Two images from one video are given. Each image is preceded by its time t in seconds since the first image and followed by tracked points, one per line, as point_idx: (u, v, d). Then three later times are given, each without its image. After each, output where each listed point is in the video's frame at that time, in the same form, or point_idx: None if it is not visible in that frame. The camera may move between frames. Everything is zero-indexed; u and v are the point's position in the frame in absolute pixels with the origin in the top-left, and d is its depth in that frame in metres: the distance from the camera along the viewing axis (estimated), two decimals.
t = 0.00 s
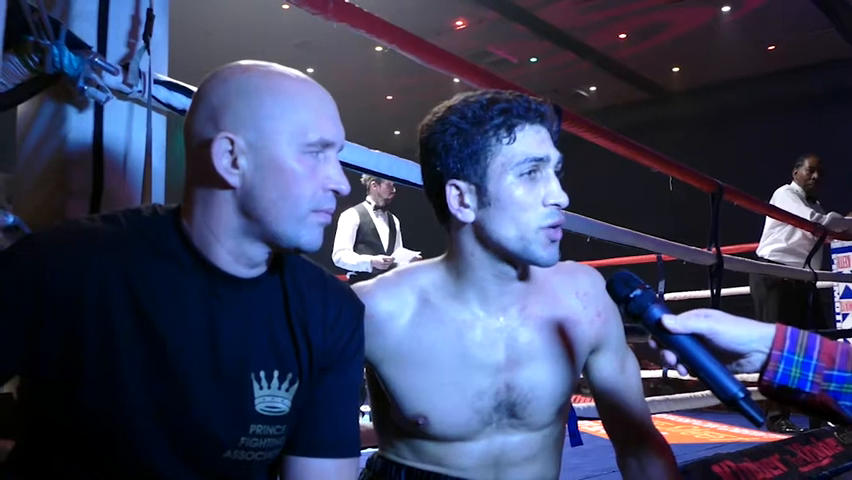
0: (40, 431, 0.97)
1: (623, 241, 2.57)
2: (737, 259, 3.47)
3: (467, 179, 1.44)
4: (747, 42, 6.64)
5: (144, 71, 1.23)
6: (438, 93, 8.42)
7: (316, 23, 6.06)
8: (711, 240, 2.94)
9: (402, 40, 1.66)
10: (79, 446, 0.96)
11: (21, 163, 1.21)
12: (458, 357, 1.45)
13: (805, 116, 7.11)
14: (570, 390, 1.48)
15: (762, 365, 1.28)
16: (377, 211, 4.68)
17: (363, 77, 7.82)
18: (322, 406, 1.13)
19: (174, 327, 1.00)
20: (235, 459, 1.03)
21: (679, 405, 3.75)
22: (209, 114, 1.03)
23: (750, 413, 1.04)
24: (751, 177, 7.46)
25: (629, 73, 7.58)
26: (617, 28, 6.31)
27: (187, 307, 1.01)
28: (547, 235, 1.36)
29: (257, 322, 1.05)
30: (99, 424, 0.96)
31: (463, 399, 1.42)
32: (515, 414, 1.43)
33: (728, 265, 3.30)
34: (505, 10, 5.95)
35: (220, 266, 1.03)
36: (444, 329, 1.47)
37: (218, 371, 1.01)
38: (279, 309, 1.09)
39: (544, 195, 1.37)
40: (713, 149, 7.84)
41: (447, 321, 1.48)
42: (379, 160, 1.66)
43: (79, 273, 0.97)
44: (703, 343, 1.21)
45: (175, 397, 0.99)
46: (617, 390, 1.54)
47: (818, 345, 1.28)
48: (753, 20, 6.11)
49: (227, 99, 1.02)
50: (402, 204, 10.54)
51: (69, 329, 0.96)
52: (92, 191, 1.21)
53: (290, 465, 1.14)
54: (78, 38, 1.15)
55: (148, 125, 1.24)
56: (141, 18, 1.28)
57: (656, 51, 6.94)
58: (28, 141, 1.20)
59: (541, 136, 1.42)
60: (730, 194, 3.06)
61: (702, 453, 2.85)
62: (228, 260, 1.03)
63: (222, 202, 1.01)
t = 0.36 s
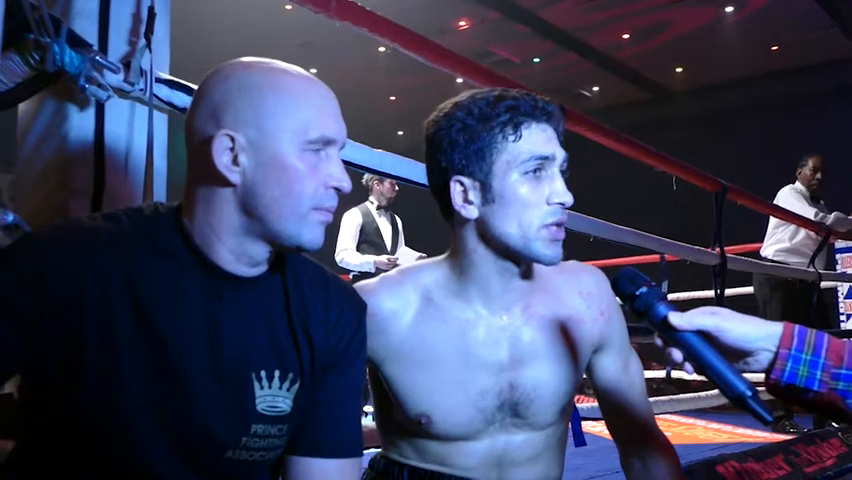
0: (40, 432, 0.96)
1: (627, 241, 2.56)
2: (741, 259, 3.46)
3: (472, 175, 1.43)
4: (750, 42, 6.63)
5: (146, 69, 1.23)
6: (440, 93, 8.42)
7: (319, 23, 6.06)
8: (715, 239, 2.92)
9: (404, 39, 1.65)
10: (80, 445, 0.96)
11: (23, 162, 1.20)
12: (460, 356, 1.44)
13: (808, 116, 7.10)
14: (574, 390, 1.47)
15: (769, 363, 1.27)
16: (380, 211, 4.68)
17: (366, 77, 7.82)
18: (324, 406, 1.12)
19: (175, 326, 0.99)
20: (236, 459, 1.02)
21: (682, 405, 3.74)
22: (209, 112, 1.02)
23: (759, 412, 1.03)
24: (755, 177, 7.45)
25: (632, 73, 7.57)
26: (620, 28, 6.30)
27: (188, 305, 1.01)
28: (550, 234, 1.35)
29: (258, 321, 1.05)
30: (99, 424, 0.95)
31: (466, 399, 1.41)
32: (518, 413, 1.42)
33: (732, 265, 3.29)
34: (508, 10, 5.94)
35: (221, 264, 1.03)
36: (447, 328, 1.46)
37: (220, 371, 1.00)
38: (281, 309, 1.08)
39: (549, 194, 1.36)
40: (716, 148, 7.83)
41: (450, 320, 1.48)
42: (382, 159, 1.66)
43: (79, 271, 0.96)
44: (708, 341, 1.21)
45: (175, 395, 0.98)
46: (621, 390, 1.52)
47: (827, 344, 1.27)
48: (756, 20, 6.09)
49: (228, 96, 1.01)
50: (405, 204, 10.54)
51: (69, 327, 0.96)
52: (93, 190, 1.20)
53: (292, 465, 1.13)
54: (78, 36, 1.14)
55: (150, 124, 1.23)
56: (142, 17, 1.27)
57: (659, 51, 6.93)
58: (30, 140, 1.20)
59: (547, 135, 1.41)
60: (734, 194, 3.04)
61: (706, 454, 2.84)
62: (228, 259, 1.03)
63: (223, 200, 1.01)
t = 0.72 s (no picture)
0: (38, 435, 0.96)
1: (629, 240, 2.55)
2: (744, 257, 3.45)
3: (478, 175, 1.42)
4: (751, 41, 6.62)
5: (144, 71, 1.22)
6: (441, 94, 8.43)
7: (320, 25, 6.06)
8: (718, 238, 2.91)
9: (404, 40, 1.64)
10: (78, 448, 0.95)
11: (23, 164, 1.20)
12: (461, 356, 1.44)
13: (809, 114, 7.10)
14: (576, 389, 1.46)
15: (771, 359, 1.27)
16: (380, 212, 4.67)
17: (366, 79, 7.82)
18: (326, 407, 1.11)
19: (174, 327, 0.99)
20: (236, 462, 1.01)
21: (685, 404, 3.73)
22: (206, 112, 1.01)
23: (760, 405, 1.02)
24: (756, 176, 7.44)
25: (633, 72, 7.57)
26: (620, 27, 6.29)
27: (186, 306, 1.00)
28: (555, 235, 1.35)
29: (257, 323, 1.04)
30: (98, 425, 0.95)
31: (467, 400, 1.40)
32: (520, 414, 1.41)
33: (734, 263, 3.28)
34: (508, 11, 5.94)
35: (219, 266, 1.02)
36: (448, 327, 1.46)
37: (219, 373, 1.00)
38: (280, 310, 1.07)
39: (554, 196, 1.36)
40: (717, 147, 7.82)
41: (450, 319, 1.47)
42: (381, 160, 1.65)
43: (77, 272, 0.96)
44: (711, 338, 1.21)
45: (173, 396, 0.98)
46: (622, 389, 1.52)
47: (829, 339, 1.26)
48: (757, 18, 6.08)
49: (223, 96, 1.00)
50: (406, 205, 10.54)
51: (67, 328, 0.95)
52: (92, 193, 1.20)
53: (293, 468, 1.13)
54: (76, 37, 1.13)
55: (148, 125, 1.22)
56: (140, 18, 1.26)
57: (660, 51, 6.92)
58: (28, 143, 1.20)
59: (554, 136, 1.41)
60: (736, 191, 3.03)
61: (710, 453, 2.83)
62: (226, 260, 1.02)
63: (219, 201, 1.00)
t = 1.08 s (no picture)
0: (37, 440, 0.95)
1: (629, 241, 2.54)
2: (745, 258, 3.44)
3: (465, 176, 1.44)
4: (752, 41, 6.62)
5: (142, 76, 1.23)
6: (441, 97, 8.43)
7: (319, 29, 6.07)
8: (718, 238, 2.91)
9: (403, 44, 1.64)
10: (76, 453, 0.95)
11: (22, 170, 1.20)
12: (462, 358, 1.43)
13: (810, 114, 7.09)
14: (576, 393, 1.46)
15: (769, 362, 1.26)
16: (381, 216, 4.67)
17: (367, 83, 7.82)
18: (325, 412, 1.11)
19: (172, 331, 0.99)
20: (235, 468, 1.01)
21: (688, 406, 3.72)
22: (203, 117, 1.01)
23: (760, 409, 1.01)
24: (757, 176, 7.43)
25: (633, 74, 7.57)
26: (621, 29, 6.29)
27: (184, 311, 1.00)
28: (540, 238, 1.34)
29: (255, 328, 1.04)
30: (96, 430, 0.95)
31: (468, 403, 1.40)
32: (521, 417, 1.41)
33: (735, 264, 3.27)
34: (509, 13, 5.94)
35: (217, 271, 1.02)
36: (448, 330, 1.46)
37: (218, 379, 1.00)
38: (279, 315, 1.07)
39: (539, 197, 1.35)
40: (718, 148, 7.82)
41: (451, 322, 1.47)
42: (380, 163, 1.65)
43: (74, 276, 0.96)
44: (709, 341, 1.20)
45: (172, 401, 0.97)
46: (622, 393, 1.51)
47: (827, 341, 1.26)
48: (758, 19, 6.08)
49: (220, 100, 1.00)
50: (407, 209, 10.53)
51: (65, 331, 0.95)
52: (91, 197, 1.20)
53: (292, 474, 1.12)
54: (74, 43, 1.14)
55: (147, 130, 1.22)
56: (138, 23, 1.26)
57: (660, 52, 6.92)
58: (27, 148, 1.20)
59: (542, 136, 1.40)
60: (736, 192, 3.03)
61: (713, 455, 2.82)
62: (223, 265, 1.02)
63: (217, 206, 1.00)
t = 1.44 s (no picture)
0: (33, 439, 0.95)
1: (632, 244, 2.53)
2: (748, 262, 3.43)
3: (469, 166, 1.44)
4: (754, 45, 6.61)
5: (142, 75, 1.22)
6: (443, 100, 8.43)
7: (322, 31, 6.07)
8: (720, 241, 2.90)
9: (406, 44, 1.64)
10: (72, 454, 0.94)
11: (21, 171, 1.19)
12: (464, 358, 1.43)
13: (812, 119, 7.09)
14: (579, 395, 1.45)
15: (776, 363, 1.25)
16: (383, 218, 4.67)
17: (369, 85, 7.82)
18: (326, 413, 1.10)
19: (171, 331, 0.98)
20: (234, 469, 1.00)
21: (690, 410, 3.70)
22: (203, 116, 1.01)
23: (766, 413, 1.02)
24: (759, 181, 7.42)
25: (635, 77, 7.56)
26: (623, 33, 6.29)
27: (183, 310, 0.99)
28: (542, 228, 1.35)
29: (256, 329, 1.03)
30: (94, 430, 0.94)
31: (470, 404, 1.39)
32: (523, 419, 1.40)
33: (738, 267, 3.26)
34: (511, 16, 5.93)
35: (217, 272, 1.01)
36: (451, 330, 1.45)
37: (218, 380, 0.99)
38: (279, 315, 1.06)
39: (544, 186, 1.36)
40: (720, 152, 7.81)
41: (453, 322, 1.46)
42: (382, 164, 1.64)
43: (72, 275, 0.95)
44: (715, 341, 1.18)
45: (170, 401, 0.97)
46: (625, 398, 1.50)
47: (835, 343, 1.25)
48: (760, 23, 6.07)
49: (221, 99, 1.00)
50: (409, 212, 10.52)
51: (62, 330, 0.94)
52: (90, 198, 1.19)
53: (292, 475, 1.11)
54: (74, 42, 1.13)
55: (147, 130, 1.22)
56: (139, 22, 1.26)
57: (663, 56, 6.91)
58: (27, 148, 1.19)
59: (547, 128, 1.41)
60: (739, 195, 3.02)
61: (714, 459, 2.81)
62: (223, 266, 1.01)
63: (217, 206, 0.99)
